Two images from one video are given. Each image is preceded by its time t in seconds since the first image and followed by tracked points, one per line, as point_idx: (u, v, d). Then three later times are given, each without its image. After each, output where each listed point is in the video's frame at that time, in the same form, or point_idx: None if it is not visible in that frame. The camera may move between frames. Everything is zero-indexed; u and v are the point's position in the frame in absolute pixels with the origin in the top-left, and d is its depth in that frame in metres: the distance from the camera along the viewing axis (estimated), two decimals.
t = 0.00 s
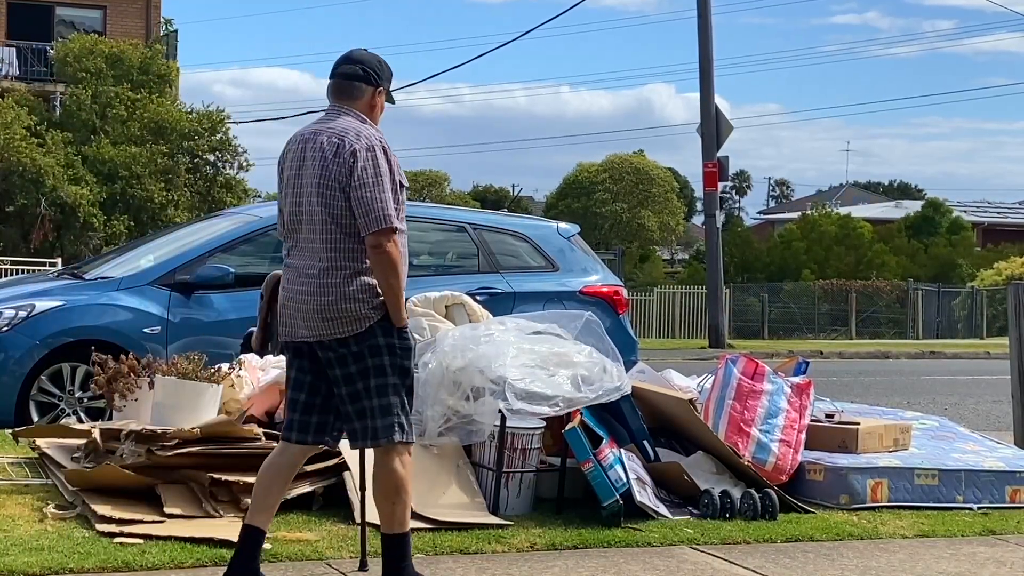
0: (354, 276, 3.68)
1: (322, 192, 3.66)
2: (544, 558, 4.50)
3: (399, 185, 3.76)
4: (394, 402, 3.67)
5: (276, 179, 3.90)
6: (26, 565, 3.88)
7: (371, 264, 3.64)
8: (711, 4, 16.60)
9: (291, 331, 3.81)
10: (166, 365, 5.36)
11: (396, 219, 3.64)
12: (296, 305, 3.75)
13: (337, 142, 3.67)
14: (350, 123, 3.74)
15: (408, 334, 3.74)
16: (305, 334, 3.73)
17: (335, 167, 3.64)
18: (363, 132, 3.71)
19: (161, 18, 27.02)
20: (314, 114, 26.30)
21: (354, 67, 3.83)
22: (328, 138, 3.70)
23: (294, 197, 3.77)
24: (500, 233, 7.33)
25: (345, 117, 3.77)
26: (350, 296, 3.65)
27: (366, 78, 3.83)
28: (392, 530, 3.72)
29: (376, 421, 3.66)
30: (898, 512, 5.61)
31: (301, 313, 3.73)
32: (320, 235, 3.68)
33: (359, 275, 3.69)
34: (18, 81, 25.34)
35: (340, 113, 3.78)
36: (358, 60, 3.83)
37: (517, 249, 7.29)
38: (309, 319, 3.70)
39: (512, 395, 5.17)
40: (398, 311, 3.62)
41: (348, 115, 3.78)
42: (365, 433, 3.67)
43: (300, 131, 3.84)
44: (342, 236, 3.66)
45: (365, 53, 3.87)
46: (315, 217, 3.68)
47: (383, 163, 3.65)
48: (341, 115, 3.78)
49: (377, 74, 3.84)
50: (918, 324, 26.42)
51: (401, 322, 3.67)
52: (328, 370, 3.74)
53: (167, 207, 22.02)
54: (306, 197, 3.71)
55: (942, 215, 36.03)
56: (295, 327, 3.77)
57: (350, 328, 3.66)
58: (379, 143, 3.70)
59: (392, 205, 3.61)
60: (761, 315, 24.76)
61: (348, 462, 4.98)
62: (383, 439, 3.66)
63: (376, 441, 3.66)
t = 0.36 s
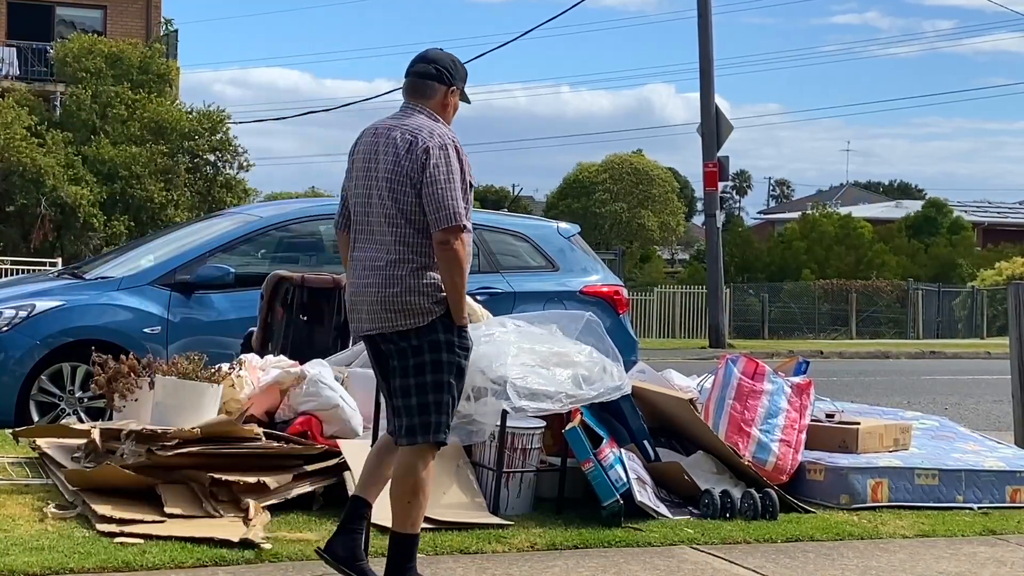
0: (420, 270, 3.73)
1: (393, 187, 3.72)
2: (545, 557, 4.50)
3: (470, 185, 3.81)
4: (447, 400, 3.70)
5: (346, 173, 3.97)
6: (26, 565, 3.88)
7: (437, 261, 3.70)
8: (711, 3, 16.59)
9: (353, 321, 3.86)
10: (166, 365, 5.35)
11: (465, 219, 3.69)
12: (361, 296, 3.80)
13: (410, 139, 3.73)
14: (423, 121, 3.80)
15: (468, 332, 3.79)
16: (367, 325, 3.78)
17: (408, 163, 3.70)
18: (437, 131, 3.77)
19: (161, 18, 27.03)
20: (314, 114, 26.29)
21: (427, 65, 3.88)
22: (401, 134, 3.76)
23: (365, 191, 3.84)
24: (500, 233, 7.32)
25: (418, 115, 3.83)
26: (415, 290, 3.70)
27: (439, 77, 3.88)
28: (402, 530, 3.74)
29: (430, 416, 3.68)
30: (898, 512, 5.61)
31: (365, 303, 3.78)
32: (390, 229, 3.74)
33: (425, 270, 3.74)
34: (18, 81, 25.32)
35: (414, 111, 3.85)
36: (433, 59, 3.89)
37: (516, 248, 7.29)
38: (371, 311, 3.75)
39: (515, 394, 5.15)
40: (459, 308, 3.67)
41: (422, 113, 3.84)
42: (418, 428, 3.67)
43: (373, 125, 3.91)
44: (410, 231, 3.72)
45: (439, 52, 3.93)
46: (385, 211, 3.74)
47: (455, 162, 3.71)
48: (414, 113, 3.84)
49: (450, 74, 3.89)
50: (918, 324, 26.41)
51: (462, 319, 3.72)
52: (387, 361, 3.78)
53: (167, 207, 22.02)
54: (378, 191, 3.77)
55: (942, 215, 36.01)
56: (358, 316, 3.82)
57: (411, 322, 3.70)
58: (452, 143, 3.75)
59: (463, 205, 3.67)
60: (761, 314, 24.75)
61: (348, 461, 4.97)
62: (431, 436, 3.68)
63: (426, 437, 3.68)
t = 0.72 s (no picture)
0: (464, 272, 3.82)
1: (439, 191, 3.82)
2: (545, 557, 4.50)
3: (516, 192, 3.90)
4: (478, 402, 3.78)
5: (394, 176, 4.08)
6: (26, 565, 3.88)
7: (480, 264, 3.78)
8: (711, 3, 16.59)
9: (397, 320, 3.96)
10: (166, 365, 5.35)
11: (509, 224, 3.77)
12: (405, 296, 3.91)
13: (459, 144, 3.83)
14: (472, 129, 3.89)
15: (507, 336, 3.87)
16: (409, 325, 3.88)
17: (456, 167, 3.80)
18: (485, 138, 3.86)
19: (161, 18, 27.04)
20: (313, 115, 26.28)
21: (477, 75, 3.98)
22: (450, 140, 3.86)
23: (412, 193, 3.94)
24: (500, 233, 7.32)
25: (468, 122, 3.93)
26: (457, 292, 3.80)
27: (489, 87, 3.97)
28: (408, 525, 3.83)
29: (458, 416, 3.76)
30: (898, 512, 5.61)
31: (408, 303, 3.89)
32: (435, 231, 3.84)
33: (468, 272, 3.83)
34: (18, 81, 25.32)
35: (463, 118, 3.95)
36: (483, 69, 3.98)
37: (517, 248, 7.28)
38: (414, 310, 3.85)
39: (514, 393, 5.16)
40: (499, 311, 3.75)
41: (471, 120, 3.94)
42: (450, 427, 3.76)
43: (423, 131, 4.02)
44: (455, 233, 3.82)
45: (490, 62, 4.02)
46: (431, 213, 3.84)
47: (500, 168, 3.80)
48: (464, 120, 3.94)
49: (500, 84, 3.98)
50: (919, 324, 26.41)
51: (502, 323, 3.79)
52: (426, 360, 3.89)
53: (167, 207, 22.01)
54: (424, 194, 3.87)
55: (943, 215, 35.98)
56: (402, 316, 3.92)
57: (452, 322, 3.79)
58: (499, 149, 3.84)
59: (507, 210, 3.75)
60: (762, 314, 24.75)
61: (348, 461, 4.96)
62: (456, 437, 3.76)
63: (452, 437, 3.77)
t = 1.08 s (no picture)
0: (532, 271, 3.93)
1: (504, 191, 3.94)
2: (546, 557, 4.50)
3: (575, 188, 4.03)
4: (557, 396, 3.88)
5: (453, 181, 4.21)
6: (26, 565, 3.88)
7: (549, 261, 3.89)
8: (711, 3, 16.59)
9: (465, 324, 4.05)
10: (167, 364, 5.35)
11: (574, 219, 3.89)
12: (472, 298, 4.01)
13: (520, 145, 3.96)
14: (530, 129, 4.02)
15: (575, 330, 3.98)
16: (479, 326, 3.98)
17: (519, 168, 3.92)
18: (544, 137, 3.99)
19: (161, 18, 27.04)
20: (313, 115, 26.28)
21: (526, 76, 4.10)
22: (510, 141, 3.99)
23: (475, 197, 4.06)
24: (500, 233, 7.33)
25: (521, 123, 4.05)
26: (528, 290, 3.90)
27: (540, 87, 4.11)
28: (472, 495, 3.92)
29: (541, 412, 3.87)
30: (898, 512, 5.61)
31: (478, 305, 3.98)
32: (502, 232, 3.95)
33: (535, 271, 3.94)
34: (18, 81, 25.32)
35: (517, 119, 4.07)
36: (533, 71, 4.12)
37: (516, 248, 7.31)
38: (484, 311, 3.95)
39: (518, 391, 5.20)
40: (570, 306, 3.85)
41: (526, 121, 4.07)
42: (535, 423, 3.88)
43: (480, 135, 4.15)
44: (521, 233, 3.93)
45: (538, 65, 4.15)
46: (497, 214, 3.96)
47: (564, 166, 3.92)
48: (517, 121, 4.06)
49: (550, 83, 4.12)
50: (919, 324, 26.41)
51: (572, 318, 3.90)
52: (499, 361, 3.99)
53: (167, 207, 22.01)
54: (488, 196, 4.00)
55: (943, 215, 35.98)
56: (471, 319, 4.01)
57: (524, 321, 3.89)
58: (559, 147, 3.97)
59: (573, 206, 3.87)
60: (761, 314, 24.76)
61: (348, 462, 4.96)
62: (540, 430, 3.88)
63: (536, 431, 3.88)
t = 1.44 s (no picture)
0: (576, 274, 3.96)
1: (550, 194, 3.97)
2: (547, 557, 4.50)
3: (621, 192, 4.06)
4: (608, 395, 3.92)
5: (500, 183, 4.25)
6: (26, 565, 3.88)
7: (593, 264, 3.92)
8: (711, 3, 16.59)
9: (511, 324, 4.08)
10: (167, 364, 5.35)
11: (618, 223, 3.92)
12: (517, 299, 4.05)
13: (566, 148, 3.99)
14: (576, 133, 4.05)
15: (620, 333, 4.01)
16: (525, 327, 4.02)
17: (565, 171, 3.95)
18: (590, 141, 4.02)
19: (161, 18, 27.05)
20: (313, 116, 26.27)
21: (576, 79, 4.15)
22: (557, 144, 4.02)
23: (522, 199, 4.10)
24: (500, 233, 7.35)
25: (570, 126, 4.10)
26: (572, 292, 3.94)
27: (588, 91, 4.15)
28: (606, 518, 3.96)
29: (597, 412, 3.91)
30: (898, 512, 5.61)
31: (523, 306, 4.02)
32: (548, 234, 3.98)
33: (579, 273, 3.97)
34: (18, 81, 25.32)
35: (565, 122, 4.11)
36: (582, 74, 4.16)
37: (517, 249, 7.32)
38: (529, 313, 3.99)
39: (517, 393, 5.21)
40: (613, 309, 3.88)
41: (573, 124, 4.11)
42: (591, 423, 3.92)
43: (527, 139, 4.19)
44: (566, 236, 3.96)
45: (588, 68, 4.20)
46: (543, 217, 3.99)
47: (609, 170, 3.95)
48: (565, 124, 4.11)
49: (599, 87, 4.16)
50: (918, 324, 26.40)
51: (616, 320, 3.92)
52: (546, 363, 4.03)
53: (167, 207, 22.01)
54: (535, 198, 4.03)
55: (943, 215, 35.99)
56: (516, 319, 4.05)
57: (568, 323, 3.93)
58: (605, 152, 4.00)
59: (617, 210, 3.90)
60: (761, 314, 24.74)
61: (348, 462, 4.96)
62: (602, 430, 3.91)
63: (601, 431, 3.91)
